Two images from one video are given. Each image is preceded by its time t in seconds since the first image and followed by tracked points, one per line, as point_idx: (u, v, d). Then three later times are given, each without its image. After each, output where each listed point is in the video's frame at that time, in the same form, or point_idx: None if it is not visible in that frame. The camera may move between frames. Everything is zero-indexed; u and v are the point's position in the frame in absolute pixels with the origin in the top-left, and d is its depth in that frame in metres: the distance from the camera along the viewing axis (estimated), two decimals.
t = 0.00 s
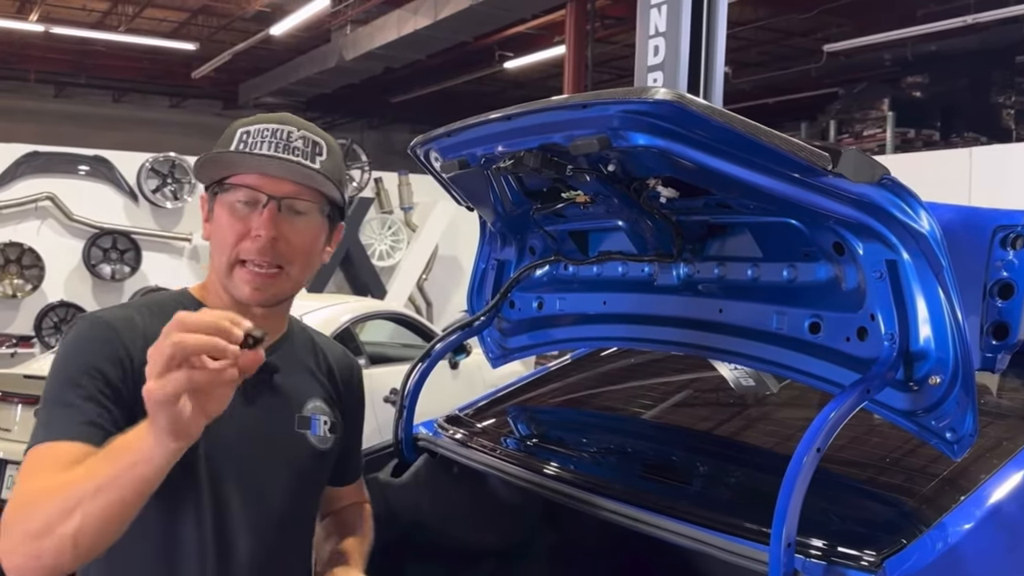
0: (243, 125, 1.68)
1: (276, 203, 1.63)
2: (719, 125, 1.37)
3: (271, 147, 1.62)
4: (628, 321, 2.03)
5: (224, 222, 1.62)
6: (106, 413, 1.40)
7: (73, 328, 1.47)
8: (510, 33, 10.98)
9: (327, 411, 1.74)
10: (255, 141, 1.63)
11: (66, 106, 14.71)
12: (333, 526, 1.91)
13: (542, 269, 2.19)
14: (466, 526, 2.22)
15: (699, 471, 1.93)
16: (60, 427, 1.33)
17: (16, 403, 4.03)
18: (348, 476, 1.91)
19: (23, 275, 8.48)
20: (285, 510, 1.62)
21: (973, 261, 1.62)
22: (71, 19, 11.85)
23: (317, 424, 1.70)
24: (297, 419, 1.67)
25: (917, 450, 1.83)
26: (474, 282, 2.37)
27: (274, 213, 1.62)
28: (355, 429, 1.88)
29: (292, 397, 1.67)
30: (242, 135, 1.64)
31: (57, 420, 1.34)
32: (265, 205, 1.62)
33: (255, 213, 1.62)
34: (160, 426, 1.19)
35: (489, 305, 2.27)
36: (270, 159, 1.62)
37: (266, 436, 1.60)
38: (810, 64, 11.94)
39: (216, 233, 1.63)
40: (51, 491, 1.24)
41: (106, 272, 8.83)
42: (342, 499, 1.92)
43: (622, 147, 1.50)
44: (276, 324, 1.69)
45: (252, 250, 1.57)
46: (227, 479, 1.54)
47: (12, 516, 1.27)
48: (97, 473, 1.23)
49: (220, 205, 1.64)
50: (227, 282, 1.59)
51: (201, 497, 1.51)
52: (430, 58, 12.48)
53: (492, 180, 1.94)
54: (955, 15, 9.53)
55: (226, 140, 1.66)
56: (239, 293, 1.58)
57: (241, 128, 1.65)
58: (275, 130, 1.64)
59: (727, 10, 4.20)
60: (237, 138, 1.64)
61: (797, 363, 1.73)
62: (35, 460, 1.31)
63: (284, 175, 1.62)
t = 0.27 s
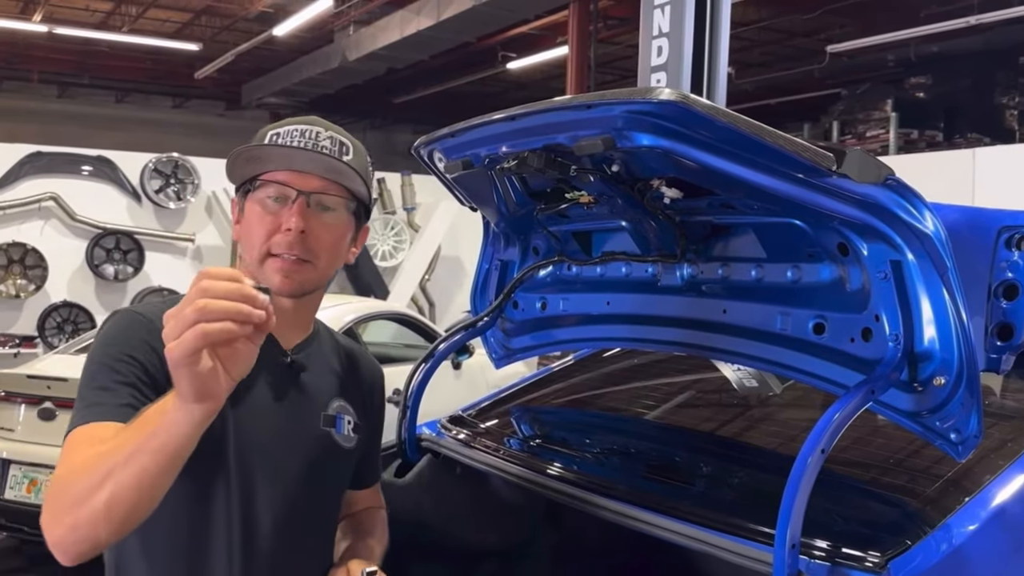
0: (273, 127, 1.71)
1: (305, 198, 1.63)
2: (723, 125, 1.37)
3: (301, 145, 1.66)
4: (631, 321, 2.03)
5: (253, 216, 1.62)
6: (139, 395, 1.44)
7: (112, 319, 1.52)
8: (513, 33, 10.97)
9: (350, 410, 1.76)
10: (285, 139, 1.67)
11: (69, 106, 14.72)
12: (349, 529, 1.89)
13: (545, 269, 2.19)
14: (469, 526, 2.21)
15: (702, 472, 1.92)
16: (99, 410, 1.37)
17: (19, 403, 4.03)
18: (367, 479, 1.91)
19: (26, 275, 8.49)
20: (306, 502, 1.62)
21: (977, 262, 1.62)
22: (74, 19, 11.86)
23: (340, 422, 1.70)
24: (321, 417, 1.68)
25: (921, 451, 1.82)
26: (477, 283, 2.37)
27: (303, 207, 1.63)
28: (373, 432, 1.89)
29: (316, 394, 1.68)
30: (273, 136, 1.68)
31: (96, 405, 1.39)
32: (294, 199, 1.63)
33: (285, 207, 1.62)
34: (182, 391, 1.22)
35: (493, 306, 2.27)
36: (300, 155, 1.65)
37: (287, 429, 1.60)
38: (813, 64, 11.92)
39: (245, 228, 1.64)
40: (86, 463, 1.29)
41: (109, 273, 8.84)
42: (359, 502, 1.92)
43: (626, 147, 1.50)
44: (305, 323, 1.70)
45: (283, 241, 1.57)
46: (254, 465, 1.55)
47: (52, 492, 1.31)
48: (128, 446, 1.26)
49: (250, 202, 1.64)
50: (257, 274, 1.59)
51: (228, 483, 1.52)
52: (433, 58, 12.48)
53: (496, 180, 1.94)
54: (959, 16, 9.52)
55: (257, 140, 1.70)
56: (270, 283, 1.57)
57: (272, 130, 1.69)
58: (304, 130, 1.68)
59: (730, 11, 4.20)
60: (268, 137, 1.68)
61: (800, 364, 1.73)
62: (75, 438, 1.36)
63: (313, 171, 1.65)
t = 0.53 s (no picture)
0: (287, 129, 1.72)
1: (320, 199, 1.63)
2: (726, 126, 1.37)
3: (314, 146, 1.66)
4: (632, 322, 2.03)
5: (268, 217, 1.62)
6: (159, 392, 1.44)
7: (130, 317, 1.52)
8: (515, 34, 10.97)
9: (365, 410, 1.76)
10: (300, 140, 1.67)
11: (71, 106, 14.73)
12: (363, 528, 1.90)
13: (547, 270, 2.18)
14: (471, 526, 2.21)
15: (704, 473, 1.92)
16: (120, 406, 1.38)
17: (21, 403, 4.04)
18: (380, 479, 1.91)
19: (28, 275, 8.50)
20: (319, 499, 1.62)
21: (981, 263, 1.61)
22: (77, 20, 11.87)
23: (353, 421, 1.70)
24: (336, 416, 1.67)
25: (924, 452, 1.82)
26: (480, 283, 2.37)
27: (318, 208, 1.63)
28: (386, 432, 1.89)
29: (329, 393, 1.68)
30: (288, 138, 1.68)
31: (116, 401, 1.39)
32: (309, 201, 1.63)
33: (299, 208, 1.62)
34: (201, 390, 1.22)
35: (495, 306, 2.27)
36: (315, 157, 1.65)
37: (300, 427, 1.60)
38: (815, 65, 11.92)
39: (261, 229, 1.63)
40: (108, 459, 1.29)
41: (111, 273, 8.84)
42: (372, 502, 1.92)
43: (629, 147, 1.50)
44: (319, 322, 1.70)
45: (298, 241, 1.57)
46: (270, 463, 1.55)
47: (75, 487, 1.32)
48: (147, 442, 1.26)
49: (264, 203, 1.65)
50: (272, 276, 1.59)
51: (244, 479, 1.52)
52: (435, 58, 12.48)
53: (498, 180, 1.94)
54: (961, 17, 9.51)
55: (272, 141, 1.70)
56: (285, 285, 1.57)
57: (286, 132, 1.69)
58: (318, 132, 1.68)
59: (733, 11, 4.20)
60: (282, 138, 1.68)
61: (803, 364, 1.72)
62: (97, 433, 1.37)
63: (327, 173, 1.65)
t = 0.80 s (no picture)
0: (287, 131, 1.70)
1: (326, 203, 1.63)
2: (728, 126, 1.37)
3: (318, 151, 1.65)
4: (632, 323, 2.02)
5: (274, 221, 1.61)
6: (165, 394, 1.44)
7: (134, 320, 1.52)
8: (516, 35, 10.97)
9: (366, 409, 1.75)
10: (303, 145, 1.66)
11: (72, 106, 14.73)
12: (364, 525, 1.90)
13: (549, 271, 2.18)
14: (473, 527, 2.21)
15: (705, 474, 1.92)
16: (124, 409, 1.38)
17: (22, 403, 4.04)
18: (380, 477, 1.90)
19: (29, 275, 8.50)
20: (319, 499, 1.62)
21: (983, 265, 1.61)
22: (78, 19, 11.87)
23: (355, 418, 1.70)
24: (338, 415, 1.67)
25: (925, 453, 1.82)
26: (481, 284, 2.38)
27: (325, 212, 1.62)
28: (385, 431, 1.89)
29: (330, 392, 1.68)
30: (290, 140, 1.66)
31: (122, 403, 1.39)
32: (315, 204, 1.62)
33: (305, 212, 1.62)
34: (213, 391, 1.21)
35: (496, 307, 2.27)
36: (320, 162, 1.65)
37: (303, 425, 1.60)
38: (816, 66, 11.92)
39: (265, 234, 1.62)
40: (116, 462, 1.28)
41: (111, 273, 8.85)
42: (373, 499, 1.92)
43: (631, 148, 1.50)
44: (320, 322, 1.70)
45: (306, 246, 1.57)
46: (270, 462, 1.55)
47: (83, 492, 1.31)
48: (156, 445, 1.25)
49: (268, 207, 1.63)
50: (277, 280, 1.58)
51: (248, 479, 1.52)
52: (436, 59, 12.49)
53: (500, 180, 1.94)
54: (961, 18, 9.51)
55: (271, 144, 1.68)
56: (292, 289, 1.57)
57: (288, 133, 1.67)
58: (321, 134, 1.68)
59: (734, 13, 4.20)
60: (284, 142, 1.67)
61: (804, 365, 1.72)
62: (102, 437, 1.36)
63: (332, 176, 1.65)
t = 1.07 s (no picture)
0: (288, 130, 1.58)
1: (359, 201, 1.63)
2: (730, 127, 1.37)
3: (335, 150, 1.60)
4: (632, 324, 2.02)
5: (311, 229, 1.56)
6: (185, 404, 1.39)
7: (142, 329, 1.45)
8: (516, 35, 10.97)
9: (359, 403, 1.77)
10: (320, 146, 1.59)
11: (71, 106, 14.72)
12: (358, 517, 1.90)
13: (549, 271, 2.18)
14: (473, 527, 2.22)
15: (706, 475, 1.92)
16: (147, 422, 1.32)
17: (20, 403, 4.03)
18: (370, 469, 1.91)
19: (28, 275, 8.49)
20: (321, 496, 1.62)
21: (985, 266, 1.61)
22: (78, 20, 11.86)
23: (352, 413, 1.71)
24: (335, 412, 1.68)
25: (925, 454, 1.82)
26: (481, 285, 2.38)
27: (362, 210, 1.62)
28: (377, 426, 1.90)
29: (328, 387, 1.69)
30: (302, 142, 1.57)
31: (142, 415, 1.33)
32: (350, 203, 1.60)
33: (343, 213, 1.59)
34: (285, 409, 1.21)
35: (497, 307, 2.27)
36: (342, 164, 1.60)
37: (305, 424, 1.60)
38: (816, 68, 11.92)
39: (300, 243, 1.56)
40: (154, 482, 1.24)
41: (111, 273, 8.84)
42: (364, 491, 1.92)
43: (632, 148, 1.50)
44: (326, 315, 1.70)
45: (359, 248, 1.59)
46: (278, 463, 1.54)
47: (111, 516, 1.25)
48: (205, 464, 1.23)
49: (299, 214, 1.56)
50: (327, 284, 1.58)
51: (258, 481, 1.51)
52: (436, 60, 12.49)
53: (501, 181, 1.94)
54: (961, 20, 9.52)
55: (279, 149, 1.57)
56: (344, 290, 1.59)
57: (297, 136, 1.57)
58: (328, 132, 1.61)
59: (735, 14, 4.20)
60: (296, 146, 1.57)
61: (805, 367, 1.72)
62: (125, 454, 1.30)
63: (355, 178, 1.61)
